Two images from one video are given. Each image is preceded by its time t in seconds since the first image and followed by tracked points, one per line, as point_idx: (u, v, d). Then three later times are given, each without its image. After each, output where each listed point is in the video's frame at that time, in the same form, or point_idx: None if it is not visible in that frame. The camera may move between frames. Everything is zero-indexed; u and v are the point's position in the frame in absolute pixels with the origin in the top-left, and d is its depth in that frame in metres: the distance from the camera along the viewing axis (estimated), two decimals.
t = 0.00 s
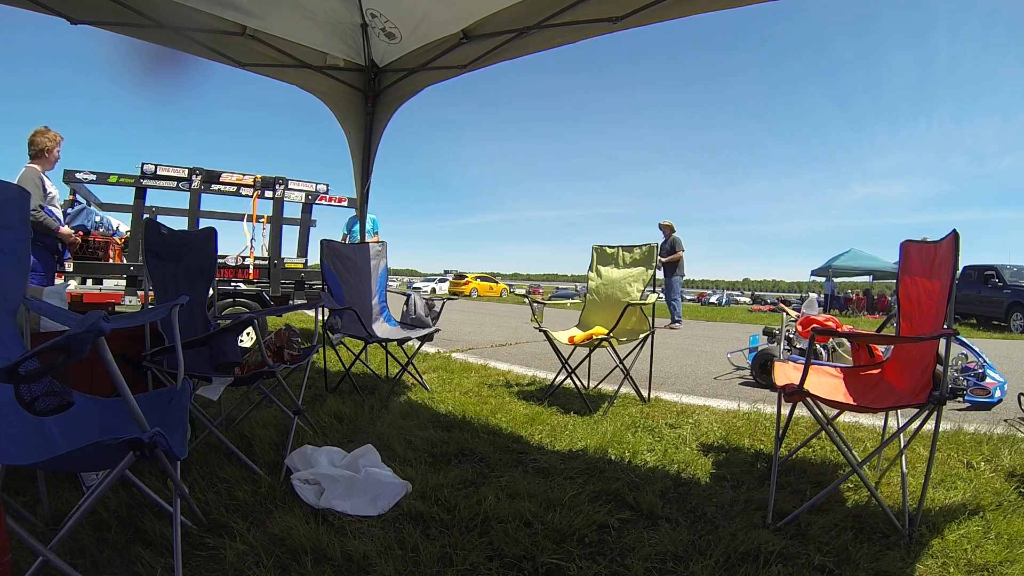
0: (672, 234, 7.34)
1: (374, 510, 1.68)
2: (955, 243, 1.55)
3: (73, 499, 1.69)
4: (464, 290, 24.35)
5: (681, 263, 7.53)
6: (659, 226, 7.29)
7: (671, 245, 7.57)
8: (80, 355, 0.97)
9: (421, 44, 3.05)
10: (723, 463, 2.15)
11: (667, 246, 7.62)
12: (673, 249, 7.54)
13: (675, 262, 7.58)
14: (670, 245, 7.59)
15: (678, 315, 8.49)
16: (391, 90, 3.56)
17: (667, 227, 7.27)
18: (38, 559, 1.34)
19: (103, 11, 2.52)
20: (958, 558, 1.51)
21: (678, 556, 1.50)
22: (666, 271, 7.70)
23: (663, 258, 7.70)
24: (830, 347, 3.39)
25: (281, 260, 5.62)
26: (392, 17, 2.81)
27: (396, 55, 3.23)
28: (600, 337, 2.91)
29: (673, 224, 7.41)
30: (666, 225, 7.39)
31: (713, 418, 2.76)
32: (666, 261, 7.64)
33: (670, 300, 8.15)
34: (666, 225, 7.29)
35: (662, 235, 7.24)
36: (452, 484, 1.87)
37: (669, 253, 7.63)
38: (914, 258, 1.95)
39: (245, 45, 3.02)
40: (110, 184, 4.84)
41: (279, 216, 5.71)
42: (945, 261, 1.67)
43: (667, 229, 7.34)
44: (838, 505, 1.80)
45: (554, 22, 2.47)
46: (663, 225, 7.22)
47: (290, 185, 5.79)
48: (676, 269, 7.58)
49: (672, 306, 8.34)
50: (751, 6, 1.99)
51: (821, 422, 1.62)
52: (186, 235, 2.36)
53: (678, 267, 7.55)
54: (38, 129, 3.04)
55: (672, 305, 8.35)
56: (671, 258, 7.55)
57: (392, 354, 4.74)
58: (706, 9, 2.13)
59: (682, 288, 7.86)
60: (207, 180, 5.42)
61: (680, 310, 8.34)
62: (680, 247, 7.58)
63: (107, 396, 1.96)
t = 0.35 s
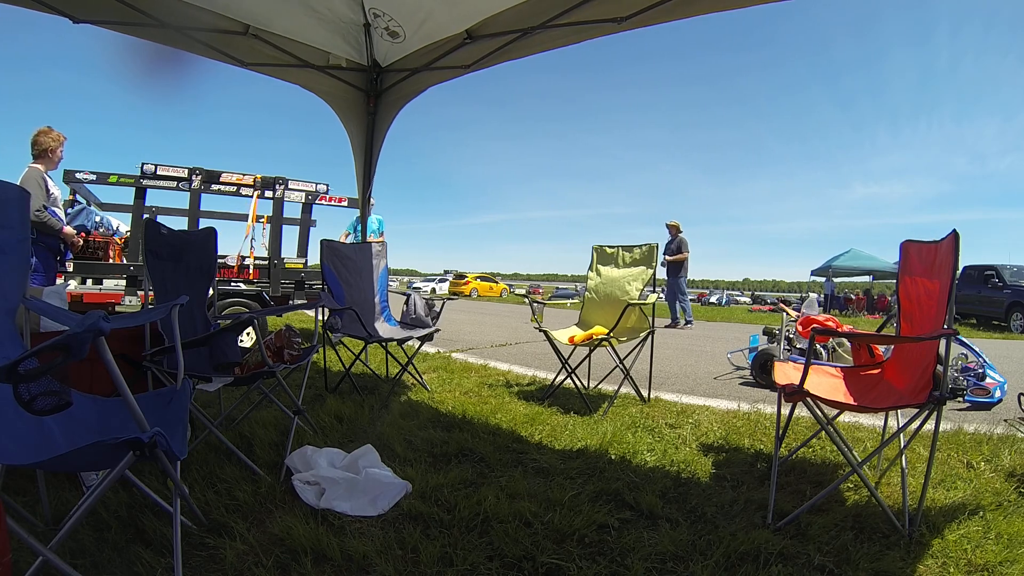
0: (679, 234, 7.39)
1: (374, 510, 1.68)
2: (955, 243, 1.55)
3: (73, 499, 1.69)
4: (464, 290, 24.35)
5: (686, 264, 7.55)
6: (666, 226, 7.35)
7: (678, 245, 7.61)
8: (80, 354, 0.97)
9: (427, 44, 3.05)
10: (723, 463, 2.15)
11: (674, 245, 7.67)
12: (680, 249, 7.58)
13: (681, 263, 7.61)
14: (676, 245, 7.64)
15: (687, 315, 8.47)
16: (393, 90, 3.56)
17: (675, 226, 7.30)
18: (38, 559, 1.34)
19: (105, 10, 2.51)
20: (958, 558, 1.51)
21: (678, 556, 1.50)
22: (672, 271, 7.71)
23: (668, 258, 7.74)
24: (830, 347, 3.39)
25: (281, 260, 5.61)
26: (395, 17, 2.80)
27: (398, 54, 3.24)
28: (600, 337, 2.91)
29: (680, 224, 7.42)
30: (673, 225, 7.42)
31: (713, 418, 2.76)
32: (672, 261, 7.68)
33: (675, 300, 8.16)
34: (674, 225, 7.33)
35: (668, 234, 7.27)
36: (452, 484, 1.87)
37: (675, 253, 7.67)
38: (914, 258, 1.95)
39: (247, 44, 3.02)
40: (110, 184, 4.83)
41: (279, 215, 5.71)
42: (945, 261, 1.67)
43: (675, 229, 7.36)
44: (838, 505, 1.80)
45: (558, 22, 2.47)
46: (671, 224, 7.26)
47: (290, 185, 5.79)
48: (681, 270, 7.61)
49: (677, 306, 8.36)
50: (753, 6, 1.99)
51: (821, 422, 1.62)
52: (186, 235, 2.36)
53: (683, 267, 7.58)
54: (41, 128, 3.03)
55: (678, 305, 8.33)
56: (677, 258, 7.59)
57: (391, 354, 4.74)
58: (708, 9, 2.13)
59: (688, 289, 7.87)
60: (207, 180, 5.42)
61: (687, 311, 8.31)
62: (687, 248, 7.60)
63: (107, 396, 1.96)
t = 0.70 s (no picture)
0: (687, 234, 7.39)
1: (374, 510, 1.68)
2: (955, 243, 1.55)
3: (73, 499, 1.69)
4: (464, 290, 24.36)
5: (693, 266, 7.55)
6: (674, 225, 7.38)
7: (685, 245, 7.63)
8: (80, 354, 0.97)
9: (427, 44, 3.05)
10: (723, 463, 2.15)
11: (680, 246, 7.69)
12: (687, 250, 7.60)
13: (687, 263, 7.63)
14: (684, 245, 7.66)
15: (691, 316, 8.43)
16: (393, 90, 3.56)
17: (682, 225, 7.33)
18: (37, 559, 1.35)
19: (104, 10, 2.51)
20: (958, 558, 1.51)
21: (678, 556, 1.50)
22: (679, 271, 7.74)
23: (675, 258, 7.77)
24: (830, 347, 3.39)
25: (281, 260, 5.61)
26: (395, 16, 2.80)
27: (398, 54, 3.24)
28: (600, 337, 2.91)
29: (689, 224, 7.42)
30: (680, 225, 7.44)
31: (713, 418, 2.76)
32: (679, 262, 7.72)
33: (679, 301, 8.15)
34: (682, 224, 7.37)
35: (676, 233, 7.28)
36: (452, 484, 1.87)
37: (683, 254, 7.69)
38: (914, 258, 1.95)
39: (246, 45, 3.02)
40: (110, 184, 4.83)
41: (279, 216, 5.71)
42: (945, 261, 1.67)
43: (682, 228, 7.38)
44: (838, 505, 1.80)
45: (558, 22, 2.47)
46: (678, 224, 7.29)
47: (290, 185, 5.79)
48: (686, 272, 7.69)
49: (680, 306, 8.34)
50: (753, 6, 1.99)
51: (821, 422, 1.62)
52: (186, 235, 2.35)
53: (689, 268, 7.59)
54: (42, 129, 3.02)
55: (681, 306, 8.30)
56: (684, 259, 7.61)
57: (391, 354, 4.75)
58: (708, 9, 2.13)
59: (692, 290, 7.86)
60: (207, 180, 5.42)
61: (690, 313, 8.25)
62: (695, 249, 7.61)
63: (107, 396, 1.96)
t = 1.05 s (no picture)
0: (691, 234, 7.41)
1: (374, 510, 1.68)
2: (955, 243, 1.55)
3: (73, 499, 1.69)
4: (464, 290, 24.38)
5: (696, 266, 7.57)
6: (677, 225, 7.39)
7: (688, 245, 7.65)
8: (80, 354, 0.97)
9: (427, 44, 3.04)
10: (723, 463, 2.15)
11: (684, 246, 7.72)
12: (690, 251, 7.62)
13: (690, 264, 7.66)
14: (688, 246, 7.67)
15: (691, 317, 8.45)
16: (393, 90, 3.56)
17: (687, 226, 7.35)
18: (37, 559, 1.35)
19: (104, 11, 2.52)
20: (958, 558, 1.51)
21: (678, 556, 1.50)
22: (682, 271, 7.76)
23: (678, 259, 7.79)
24: (830, 347, 3.39)
25: (281, 260, 5.61)
26: (395, 16, 2.80)
27: (398, 55, 3.23)
28: (600, 337, 2.91)
29: (693, 225, 7.43)
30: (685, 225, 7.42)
31: (713, 418, 2.76)
32: (682, 263, 7.74)
33: (682, 301, 8.18)
34: (687, 225, 7.37)
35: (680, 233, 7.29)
36: (452, 484, 1.87)
37: (686, 254, 7.70)
38: (914, 258, 1.95)
39: (246, 45, 3.02)
40: (110, 184, 4.83)
41: (279, 216, 5.71)
42: (945, 261, 1.67)
43: (686, 228, 7.38)
44: (838, 505, 1.80)
45: (558, 22, 2.47)
46: (683, 224, 7.31)
47: (290, 185, 5.79)
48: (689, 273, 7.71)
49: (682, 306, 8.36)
50: (752, 6, 1.99)
51: (821, 422, 1.62)
52: (186, 235, 2.35)
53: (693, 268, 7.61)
54: (56, 131, 3.08)
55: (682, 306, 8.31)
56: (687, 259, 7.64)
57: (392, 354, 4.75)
58: (708, 9, 2.13)
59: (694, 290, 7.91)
60: (207, 180, 5.42)
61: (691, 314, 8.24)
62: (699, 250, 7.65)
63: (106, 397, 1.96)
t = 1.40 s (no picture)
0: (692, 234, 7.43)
1: (374, 510, 1.68)
2: (955, 243, 1.55)
3: (73, 499, 1.69)
4: (464, 290, 24.38)
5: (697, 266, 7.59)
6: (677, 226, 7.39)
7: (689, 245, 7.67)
8: (80, 354, 0.97)
9: (428, 44, 3.05)
10: (723, 463, 2.15)
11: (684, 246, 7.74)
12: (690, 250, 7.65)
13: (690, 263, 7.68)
14: (688, 245, 7.69)
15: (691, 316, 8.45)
16: (393, 90, 3.56)
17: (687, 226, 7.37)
18: (37, 559, 1.35)
19: (106, 11, 2.52)
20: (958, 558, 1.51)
21: (678, 556, 1.50)
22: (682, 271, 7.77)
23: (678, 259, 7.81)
24: (830, 347, 3.39)
25: (281, 260, 5.61)
26: (396, 16, 2.80)
27: (399, 55, 3.24)
28: (600, 337, 2.91)
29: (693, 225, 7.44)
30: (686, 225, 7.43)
31: (713, 419, 2.76)
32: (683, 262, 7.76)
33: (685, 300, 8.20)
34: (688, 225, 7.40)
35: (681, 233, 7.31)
36: (452, 484, 1.87)
37: (685, 254, 7.73)
38: (913, 258, 1.95)
39: (247, 45, 3.02)
40: (110, 184, 4.83)
41: (279, 216, 5.71)
42: (945, 261, 1.67)
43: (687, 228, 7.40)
44: (838, 505, 1.80)
45: (559, 22, 2.47)
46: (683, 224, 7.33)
47: (290, 185, 5.79)
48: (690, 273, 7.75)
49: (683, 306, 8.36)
50: (754, 6, 2.00)
51: (822, 422, 1.62)
52: (185, 235, 2.36)
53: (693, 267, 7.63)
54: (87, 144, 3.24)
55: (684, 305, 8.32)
56: (688, 258, 7.66)
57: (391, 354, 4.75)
58: (709, 10, 2.14)
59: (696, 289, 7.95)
60: (207, 180, 5.42)
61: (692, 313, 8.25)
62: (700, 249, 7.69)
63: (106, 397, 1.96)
